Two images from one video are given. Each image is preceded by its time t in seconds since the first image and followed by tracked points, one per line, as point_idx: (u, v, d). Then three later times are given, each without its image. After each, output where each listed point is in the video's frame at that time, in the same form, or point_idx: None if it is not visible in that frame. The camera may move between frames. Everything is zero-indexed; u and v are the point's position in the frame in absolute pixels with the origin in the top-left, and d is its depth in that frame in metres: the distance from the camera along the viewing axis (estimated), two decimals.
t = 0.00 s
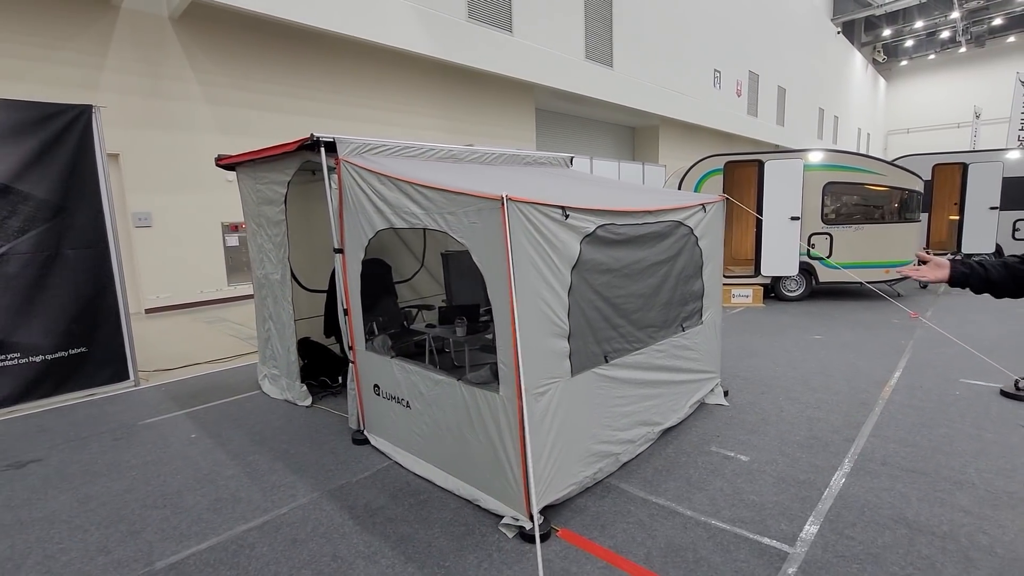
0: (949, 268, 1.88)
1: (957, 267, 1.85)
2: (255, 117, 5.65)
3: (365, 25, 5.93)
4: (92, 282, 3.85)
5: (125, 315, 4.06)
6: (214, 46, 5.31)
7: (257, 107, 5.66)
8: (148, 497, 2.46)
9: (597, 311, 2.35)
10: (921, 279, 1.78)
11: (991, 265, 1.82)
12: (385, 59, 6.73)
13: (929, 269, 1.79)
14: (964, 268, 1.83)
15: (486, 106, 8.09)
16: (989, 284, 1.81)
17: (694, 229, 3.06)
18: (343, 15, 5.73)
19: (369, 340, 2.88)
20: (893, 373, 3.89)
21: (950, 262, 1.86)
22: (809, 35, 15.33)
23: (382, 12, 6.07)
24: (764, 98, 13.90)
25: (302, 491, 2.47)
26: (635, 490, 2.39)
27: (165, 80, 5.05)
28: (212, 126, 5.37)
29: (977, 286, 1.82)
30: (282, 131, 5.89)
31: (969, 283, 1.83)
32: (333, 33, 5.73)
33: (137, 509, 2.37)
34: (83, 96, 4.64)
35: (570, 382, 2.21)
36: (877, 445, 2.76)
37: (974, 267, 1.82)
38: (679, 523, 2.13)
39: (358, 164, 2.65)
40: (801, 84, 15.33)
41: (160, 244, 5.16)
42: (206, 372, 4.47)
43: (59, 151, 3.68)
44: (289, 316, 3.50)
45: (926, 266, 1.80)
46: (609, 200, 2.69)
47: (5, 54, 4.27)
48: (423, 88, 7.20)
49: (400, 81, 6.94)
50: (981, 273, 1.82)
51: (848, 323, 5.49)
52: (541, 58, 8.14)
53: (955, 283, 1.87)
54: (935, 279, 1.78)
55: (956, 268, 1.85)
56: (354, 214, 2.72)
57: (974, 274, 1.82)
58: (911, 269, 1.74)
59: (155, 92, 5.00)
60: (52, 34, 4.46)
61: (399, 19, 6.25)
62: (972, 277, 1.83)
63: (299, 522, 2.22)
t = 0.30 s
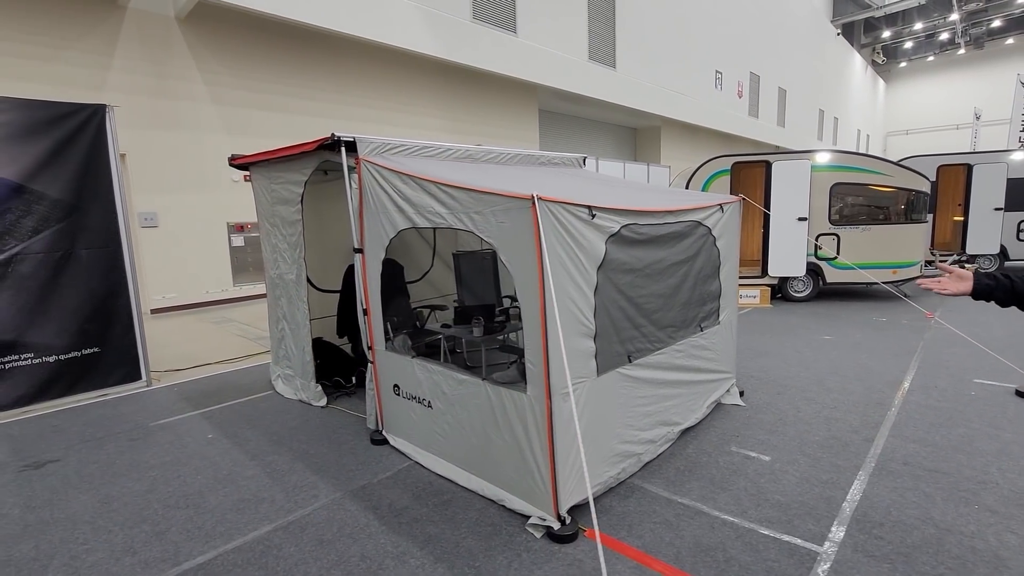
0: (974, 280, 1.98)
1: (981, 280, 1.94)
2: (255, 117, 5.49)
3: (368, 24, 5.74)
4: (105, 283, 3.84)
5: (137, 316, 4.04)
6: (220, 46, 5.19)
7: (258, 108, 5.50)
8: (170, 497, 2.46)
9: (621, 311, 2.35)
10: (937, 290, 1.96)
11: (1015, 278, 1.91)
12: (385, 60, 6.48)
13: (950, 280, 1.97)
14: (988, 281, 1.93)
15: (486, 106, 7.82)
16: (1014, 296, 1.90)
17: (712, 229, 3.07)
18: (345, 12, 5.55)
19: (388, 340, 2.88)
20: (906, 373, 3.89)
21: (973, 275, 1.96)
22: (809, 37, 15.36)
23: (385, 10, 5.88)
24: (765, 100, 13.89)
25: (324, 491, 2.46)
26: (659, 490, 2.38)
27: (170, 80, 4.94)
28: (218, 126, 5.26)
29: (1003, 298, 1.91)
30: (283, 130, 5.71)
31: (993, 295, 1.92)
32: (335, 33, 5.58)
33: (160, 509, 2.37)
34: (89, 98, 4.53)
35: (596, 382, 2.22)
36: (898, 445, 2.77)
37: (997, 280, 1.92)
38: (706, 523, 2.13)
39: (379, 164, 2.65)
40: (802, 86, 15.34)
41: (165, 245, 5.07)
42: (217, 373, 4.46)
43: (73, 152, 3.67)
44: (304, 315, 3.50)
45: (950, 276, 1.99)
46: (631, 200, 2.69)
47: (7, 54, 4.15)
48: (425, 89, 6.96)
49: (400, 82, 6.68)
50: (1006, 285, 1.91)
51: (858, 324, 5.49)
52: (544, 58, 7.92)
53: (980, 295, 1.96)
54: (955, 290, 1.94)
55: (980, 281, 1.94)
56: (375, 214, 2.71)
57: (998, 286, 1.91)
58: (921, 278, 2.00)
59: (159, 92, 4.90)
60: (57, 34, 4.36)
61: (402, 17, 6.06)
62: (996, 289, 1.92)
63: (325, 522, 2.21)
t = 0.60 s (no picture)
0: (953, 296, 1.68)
1: (960, 296, 1.66)
2: (259, 120, 5.25)
3: (370, 24, 5.55)
4: (112, 284, 3.83)
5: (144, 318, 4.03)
6: (223, 46, 4.96)
7: (261, 109, 5.25)
8: (184, 500, 2.46)
9: (636, 312, 2.36)
10: (916, 310, 1.69)
11: (995, 291, 1.63)
12: (382, 60, 6.23)
13: (928, 298, 1.69)
14: (967, 296, 1.64)
15: (484, 109, 7.58)
16: (995, 313, 1.61)
17: (723, 231, 3.08)
18: (348, 12, 5.37)
19: (401, 341, 2.88)
20: (914, 374, 3.91)
21: (951, 290, 1.67)
22: (807, 39, 15.37)
23: (389, 9, 5.71)
24: (764, 101, 13.89)
25: (339, 493, 2.46)
26: (674, 491, 2.39)
27: (175, 82, 4.70)
28: (222, 127, 5.00)
29: (984, 315, 1.62)
30: (287, 132, 5.47)
31: (974, 312, 1.63)
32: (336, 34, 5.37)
33: (175, 511, 2.36)
34: (91, 99, 4.32)
35: (613, 383, 2.22)
36: (910, 446, 2.77)
37: (977, 296, 1.64)
38: (723, 524, 2.13)
39: (392, 165, 2.65)
40: (800, 88, 15.36)
41: (169, 247, 4.75)
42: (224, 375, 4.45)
43: (81, 153, 3.66)
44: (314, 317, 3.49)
45: (926, 293, 1.72)
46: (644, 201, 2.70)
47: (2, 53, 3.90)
48: (427, 90, 6.75)
49: (398, 82, 6.43)
50: (986, 300, 1.63)
51: (863, 325, 5.50)
52: (546, 60, 7.75)
53: (962, 314, 1.67)
54: (934, 308, 1.66)
55: (958, 297, 1.65)
56: (388, 216, 2.72)
57: (979, 302, 1.63)
58: (897, 299, 1.75)
59: (163, 94, 4.64)
60: (59, 35, 4.13)
61: (405, 18, 5.88)
62: (977, 305, 1.63)
63: (341, 524, 2.21)
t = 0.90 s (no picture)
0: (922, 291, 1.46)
1: (925, 292, 1.45)
2: (259, 121, 5.25)
3: (369, 25, 5.55)
4: (112, 286, 3.81)
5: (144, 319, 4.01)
6: (223, 48, 4.95)
7: (261, 111, 5.26)
8: (187, 502, 2.45)
9: (640, 313, 2.37)
10: (880, 306, 1.51)
11: (963, 287, 1.40)
12: (379, 61, 6.21)
13: (893, 294, 1.50)
14: (932, 292, 1.43)
15: (481, 109, 7.57)
16: (964, 312, 1.39)
17: (725, 232, 3.09)
18: (347, 13, 5.37)
19: (404, 343, 2.88)
20: (913, 374, 3.93)
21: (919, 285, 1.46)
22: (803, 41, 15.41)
23: (388, 11, 5.71)
24: (760, 103, 13.93)
25: (344, 495, 2.46)
26: (678, 492, 2.40)
27: (174, 83, 4.69)
28: (220, 129, 4.99)
29: (950, 314, 1.40)
30: (287, 133, 5.46)
31: (939, 310, 1.41)
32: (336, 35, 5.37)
33: (178, 514, 2.36)
34: (90, 100, 4.31)
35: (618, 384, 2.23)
36: (911, 446, 2.79)
37: (943, 292, 1.42)
38: (728, 525, 2.14)
39: (396, 167, 2.65)
40: (796, 90, 15.42)
41: (167, 249, 4.73)
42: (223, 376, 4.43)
43: (81, 154, 3.64)
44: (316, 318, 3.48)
45: (895, 289, 1.52)
46: (647, 203, 2.71)
47: None
48: (425, 91, 6.75)
49: (396, 83, 6.41)
50: (952, 297, 1.41)
51: (862, 326, 5.52)
52: (544, 61, 7.75)
53: (928, 312, 1.45)
54: (899, 304, 1.46)
55: (924, 292, 1.45)
56: (392, 218, 2.72)
57: (945, 299, 1.41)
58: (862, 294, 1.58)
59: (161, 94, 4.63)
60: (55, 35, 4.11)
61: (404, 19, 5.88)
62: (943, 303, 1.41)
63: (346, 526, 2.21)
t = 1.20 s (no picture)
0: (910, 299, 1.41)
1: (915, 300, 1.39)
2: (257, 122, 5.24)
3: (367, 26, 5.55)
4: (110, 287, 3.79)
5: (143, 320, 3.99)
6: (221, 49, 4.94)
7: (259, 112, 5.25)
8: (187, 505, 2.43)
9: (642, 314, 2.37)
10: (868, 314, 1.45)
11: (952, 296, 1.36)
12: (375, 61, 6.19)
13: (881, 301, 1.44)
14: (922, 300, 1.38)
15: (478, 109, 7.54)
16: (951, 321, 1.35)
17: (725, 233, 3.11)
18: (345, 15, 5.37)
19: (405, 344, 2.88)
20: (912, 374, 3.94)
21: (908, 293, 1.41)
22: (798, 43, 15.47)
23: (386, 12, 5.70)
24: (755, 105, 13.96)
25: (345, 496, 2.45)
26: (681, 492, 2.40)
27: (171, 83, 4.67)
28: (217, 129, 4.97)
29: (939, 323, 1.36)
30: (285, 134, 5.46)
31: (928, 318, 1.36)
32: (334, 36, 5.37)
33: (178, 517, 2.34)
34: (87, 101, 4.29)
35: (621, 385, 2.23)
36: (910, 446, 2.80)
37: (931, 300, 1.37)
38: (731, 525, 2.14)
39: (397, 167, 2.65)
40: (791, 91, 15.47)
41: (164, 249, 4.71)
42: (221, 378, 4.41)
43: (79, 154, 3.63)
44: (316, 319, 3.47)
45: (882, 297, 1.47)
46: (648, 204, 2.72)
47: None
48: (423, 92, 6.74)
49: (392, 83, 6.39)
50: (941, 305, 1.36)
51: (860, 327, 5.54)
52: (542, 62, 7.75)
53: (916, 320, 1.40)
54: (888, 312, 1.41)
55: (913, 300, 1.39)
56: (393, 218, 2.72)
57: (933, 307, 1.36)
58: (849, 302, 1.52)
59: (159, 95, 4.61)
60: (52, 35, 4.08)
61: (402, 20, 5.88)
62: (932, 311, 1.36)
63: (349, 528, 2.20)
